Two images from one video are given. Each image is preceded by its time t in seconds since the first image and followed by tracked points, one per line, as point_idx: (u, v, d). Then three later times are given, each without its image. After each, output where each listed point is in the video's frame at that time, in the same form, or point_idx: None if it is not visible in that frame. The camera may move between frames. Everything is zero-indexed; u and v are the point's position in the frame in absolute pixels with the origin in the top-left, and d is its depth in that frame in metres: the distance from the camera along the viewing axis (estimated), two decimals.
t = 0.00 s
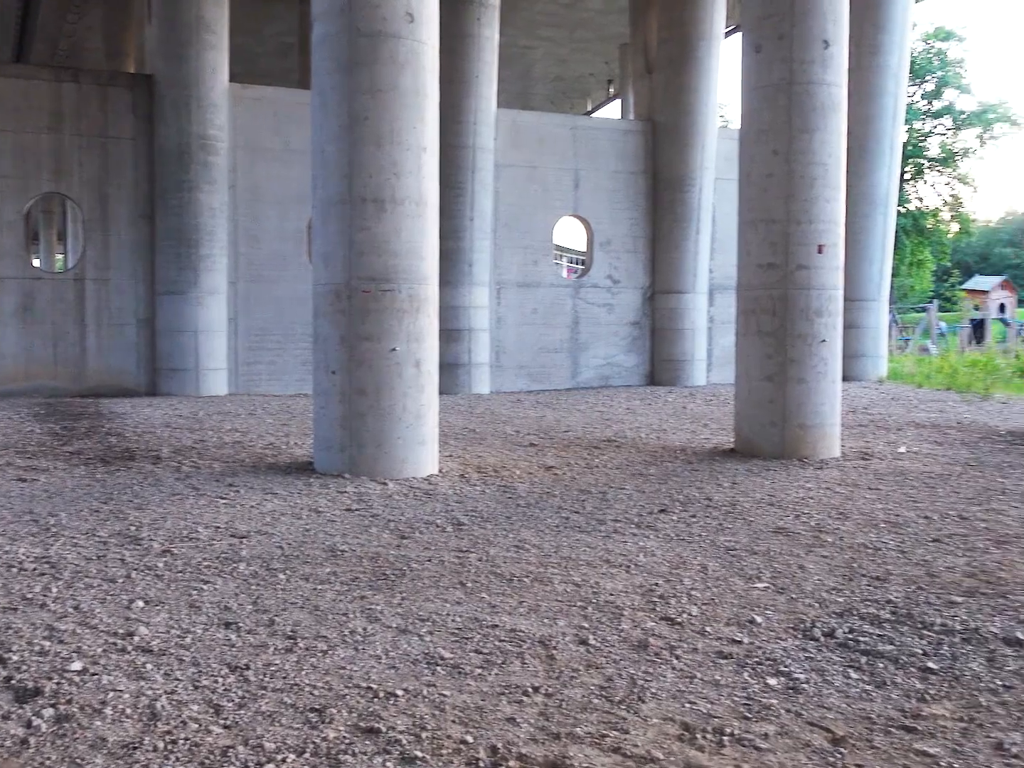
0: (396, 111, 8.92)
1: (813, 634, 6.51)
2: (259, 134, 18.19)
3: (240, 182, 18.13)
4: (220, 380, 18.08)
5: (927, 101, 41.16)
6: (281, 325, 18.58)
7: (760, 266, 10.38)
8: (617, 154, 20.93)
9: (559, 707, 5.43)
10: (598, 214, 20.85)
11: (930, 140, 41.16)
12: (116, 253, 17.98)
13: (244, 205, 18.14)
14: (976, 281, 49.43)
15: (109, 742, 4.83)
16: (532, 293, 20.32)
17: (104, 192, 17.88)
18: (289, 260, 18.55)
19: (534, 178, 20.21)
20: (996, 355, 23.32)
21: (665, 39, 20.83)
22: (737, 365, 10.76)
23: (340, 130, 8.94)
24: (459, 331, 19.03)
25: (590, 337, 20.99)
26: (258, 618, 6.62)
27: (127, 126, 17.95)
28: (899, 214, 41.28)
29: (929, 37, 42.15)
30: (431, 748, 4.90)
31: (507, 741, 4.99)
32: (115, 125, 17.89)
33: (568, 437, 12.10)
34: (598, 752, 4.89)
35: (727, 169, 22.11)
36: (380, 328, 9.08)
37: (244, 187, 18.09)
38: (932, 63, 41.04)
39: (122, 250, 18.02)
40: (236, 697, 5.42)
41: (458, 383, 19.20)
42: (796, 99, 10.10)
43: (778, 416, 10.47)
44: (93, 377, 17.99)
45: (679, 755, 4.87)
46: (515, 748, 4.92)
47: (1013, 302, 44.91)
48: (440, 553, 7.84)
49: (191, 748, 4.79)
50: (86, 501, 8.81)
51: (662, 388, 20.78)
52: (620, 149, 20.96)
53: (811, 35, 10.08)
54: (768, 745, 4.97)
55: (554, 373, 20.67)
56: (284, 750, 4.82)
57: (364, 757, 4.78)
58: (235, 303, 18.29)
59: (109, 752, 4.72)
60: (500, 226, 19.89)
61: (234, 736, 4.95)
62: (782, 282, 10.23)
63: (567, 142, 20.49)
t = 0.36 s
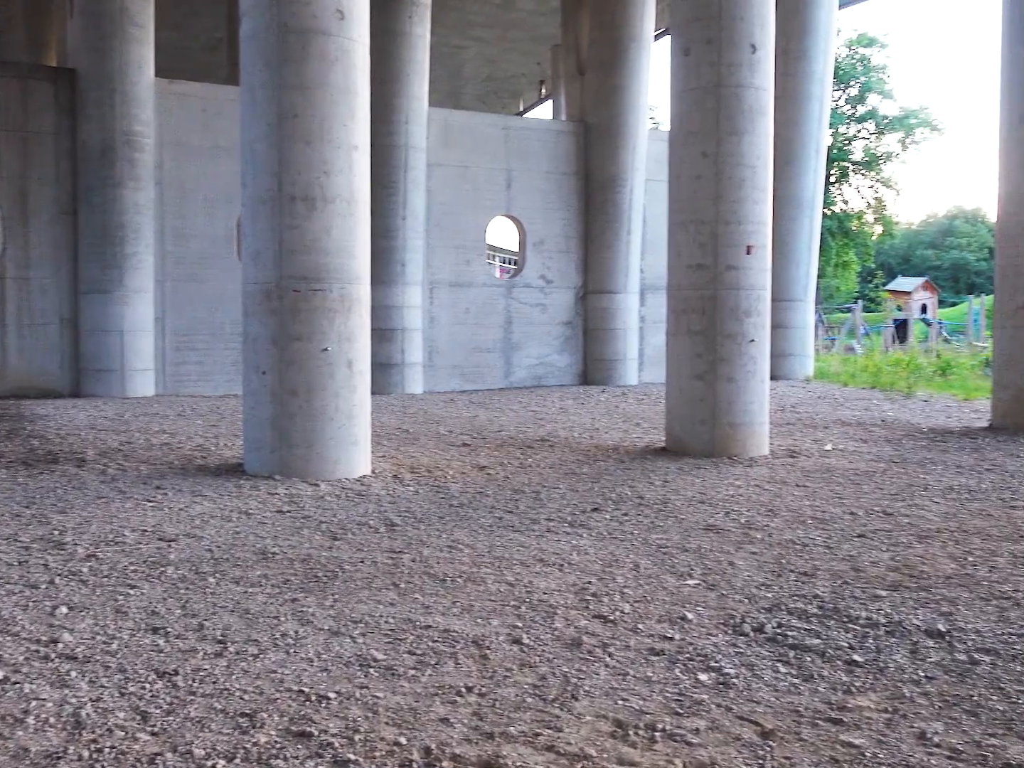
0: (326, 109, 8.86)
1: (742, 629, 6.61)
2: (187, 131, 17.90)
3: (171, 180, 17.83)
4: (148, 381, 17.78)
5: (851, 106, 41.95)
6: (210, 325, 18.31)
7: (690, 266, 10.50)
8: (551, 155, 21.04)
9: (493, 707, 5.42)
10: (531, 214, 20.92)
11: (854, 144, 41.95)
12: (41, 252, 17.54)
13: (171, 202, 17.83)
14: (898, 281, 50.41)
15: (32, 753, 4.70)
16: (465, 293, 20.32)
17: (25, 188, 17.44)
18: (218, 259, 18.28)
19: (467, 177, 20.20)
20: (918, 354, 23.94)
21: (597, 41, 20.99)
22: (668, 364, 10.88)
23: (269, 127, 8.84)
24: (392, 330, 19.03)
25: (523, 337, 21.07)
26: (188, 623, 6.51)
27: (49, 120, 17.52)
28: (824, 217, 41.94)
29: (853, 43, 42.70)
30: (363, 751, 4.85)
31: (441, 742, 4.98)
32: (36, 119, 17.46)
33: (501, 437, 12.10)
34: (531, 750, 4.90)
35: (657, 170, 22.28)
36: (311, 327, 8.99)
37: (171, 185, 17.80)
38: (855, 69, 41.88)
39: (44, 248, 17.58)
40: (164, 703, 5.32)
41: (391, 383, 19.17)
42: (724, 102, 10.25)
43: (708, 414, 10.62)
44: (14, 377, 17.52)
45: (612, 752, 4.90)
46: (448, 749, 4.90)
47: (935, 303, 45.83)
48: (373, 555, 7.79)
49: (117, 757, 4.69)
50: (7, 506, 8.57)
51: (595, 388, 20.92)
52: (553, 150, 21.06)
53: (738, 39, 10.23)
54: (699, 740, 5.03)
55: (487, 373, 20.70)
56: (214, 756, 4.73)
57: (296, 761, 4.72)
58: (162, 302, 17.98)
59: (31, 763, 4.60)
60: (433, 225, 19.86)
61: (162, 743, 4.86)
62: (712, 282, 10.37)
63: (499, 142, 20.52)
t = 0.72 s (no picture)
0: (275, 107, 8.79)
1: (693, 627, 6.66)
2: (133, 128, 17.66)
3: (119, 178, 17.58)
4: (94, 382, 17.52)
5: (799, 109, 42.48)
6: (158, 324, 18.08)
7: (641, 267, 10.57)
8: (504, 155, 21.09)
9: (445, 707, 5.41)
10: (482, 215, 20.93)
11: (801, 147, 42.56)
12: None
13: (117, 201, 17.57)
14: (846, 282, 51.01)
15: None
16: (416, 293, 20.26)
17: None
18: (166, 258, 18.04)
19: (420, 177, 20.16)
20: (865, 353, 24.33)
21: (548, 42, 21.03)
22: (619, 364, 10.94)
23: (217, 124, 8.74)
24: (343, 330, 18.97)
25: (475, 337, 21.08)
26: (134, 627, 6.41)
27: None
28: (774, 219, 42.86)
29: (799, 47, 43.05)
30: (314, 753, 4.82)
31: (393, 743, 4.95)
32: None
33: (454, 437, 12.09)
34: (483, 750, 4.89)
35: (609, 171, 22.50)
36: (260, 327, 8.92)
37: (118, 182, 17.54)
38: (802, 73, 42.15)
39: None
40: (111, 709, 5.24)
41: (342, 383, 19.10)
42: (674, 104, 10.33)
43: (659, 413, 10.70)
44: None
45: (564, 750, 4.91)
46: (400, 750, 4.88)
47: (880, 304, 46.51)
48: (324, 556, 7.74)
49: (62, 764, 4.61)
50: None
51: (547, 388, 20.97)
52: (505, 150, 21.09)
53: (688, 41, 10.31)
54: (650, 737, 5.06)
55: (438, 373, 20.68)
56: (161, 762, 4.67)
57: (245, 765, 4.67)
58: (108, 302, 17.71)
59: None
60: (386, 225, 19.80)
61: (108, 749, 4.79)
62: (661, 282, 10.45)
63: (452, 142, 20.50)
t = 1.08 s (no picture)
0: (223, 105, 8.70)
1: (643, 625, 6.70)
2: (78, 124, 17.37)
3: (63, 175, 17.29)
4: (37, 382, 17.20)
5: (748, 110, 42.92)
6: (102, 324, 17.81)
7: (592, 267, 10.61)
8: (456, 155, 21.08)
9: (396, 708, 5.38)
10: (432, 214, 20.88)
11: (750, 149, 43.13)
12: None
13: (61, 198, 17.27)
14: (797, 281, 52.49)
15: None
16: (366, 292, 20.16)
17: None
18: (112, 257, 17.77)
19: (371, 175, 20.08)
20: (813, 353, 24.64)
21: (498, 42, 21.09)
22: (570, 364, 10.98)
23: (164, 121, 8.62)
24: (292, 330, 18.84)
25: (425, 336, 21.02)
26: (78, 632, 6.30)
27: None
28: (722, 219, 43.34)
29: (748, 50, 43.47)
30: (262, 757, 4.77)
31: (343, 745, 4.92)
32: None
33: (404, 437, 12.06)
34: (434, 751, 4.87)
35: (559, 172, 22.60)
36: (208, 327, 8.82)
37: (61, 179, 17.24)
38: (751, 74, 42.65)
39: None
40: (54, 716, 5.15)
41: (291, 383, 18.98)
42: (624, 105, 10.38)
43: (609, 413, 10.76)
44: None
45: (514, 750, 4.91)
46: (350, 752, 4.85)
47: (828, 303, 47.34)
48: (273, 558, 7.68)
49: None
50: None
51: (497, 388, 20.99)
52: (456, 149, 21.07)
53: (638, 43, 10.37)
54: (601, 735, 5.07)
55: (388, 372, 20.58)
56: None
57: None
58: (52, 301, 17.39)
59: None
60: (338, 224, 19.71)
61: (50, 757, 4.70)
62: (612, 282, 10.49)
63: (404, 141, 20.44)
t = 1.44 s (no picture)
0: (149, 100, 8.54)
1: (575, 623, 6.73)
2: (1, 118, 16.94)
3: None
4: None
5: (678, 114, 43.55)
6: (27, 323, 17.38)
7: (525, 267, 10.63)
8: (390, 153, 21.00)
9: (328, 712, 5.33)
10: (364, 213, 20.75)
11: (681, 150, 43.53)
12: None
13: None
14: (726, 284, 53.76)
15: None
16: (297, 292, 19.95)
17: None
18: (36, 255, 17.36)
19: (305, 173, 19.90)
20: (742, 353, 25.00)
21: (432, 40, 21.09)
22: (503, 364, 11.00)
23: (88, 116, 8.44)
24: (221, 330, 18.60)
25: (358, 336, 20.89)
26: None
27: None
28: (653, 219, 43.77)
29: (679, 54, 43.98)
30: (189, 763, 4.70)
31: (274, 750, 4.85)
32: None
33: (337, 438, 11.97)
34: (367, 753, 4.84)
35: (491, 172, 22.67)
36: (135, 327, 8.66)
37: None
38: (681, 77, 42.97)
39: None
40: None
41: (221, 384, 18.74)
42: (556, 105, 10.43)
43: (542, 413, 10.81)
44: None
45: (447, 751, 4.90)
46: (281, 756, 4.79)
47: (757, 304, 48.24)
48: (202, 561, 7.56)
49: None
50: None
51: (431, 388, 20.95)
52: (388, 148, 20.97)
53: (570, 43, 10.41)
54: (534, 734, 5.09)
55: (321, 372, 20.40)
56: None
57: None
58: None
59: None
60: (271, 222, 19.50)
61: None
62: (545, 282, 10.53)
63: (338, 138, 20.29)
